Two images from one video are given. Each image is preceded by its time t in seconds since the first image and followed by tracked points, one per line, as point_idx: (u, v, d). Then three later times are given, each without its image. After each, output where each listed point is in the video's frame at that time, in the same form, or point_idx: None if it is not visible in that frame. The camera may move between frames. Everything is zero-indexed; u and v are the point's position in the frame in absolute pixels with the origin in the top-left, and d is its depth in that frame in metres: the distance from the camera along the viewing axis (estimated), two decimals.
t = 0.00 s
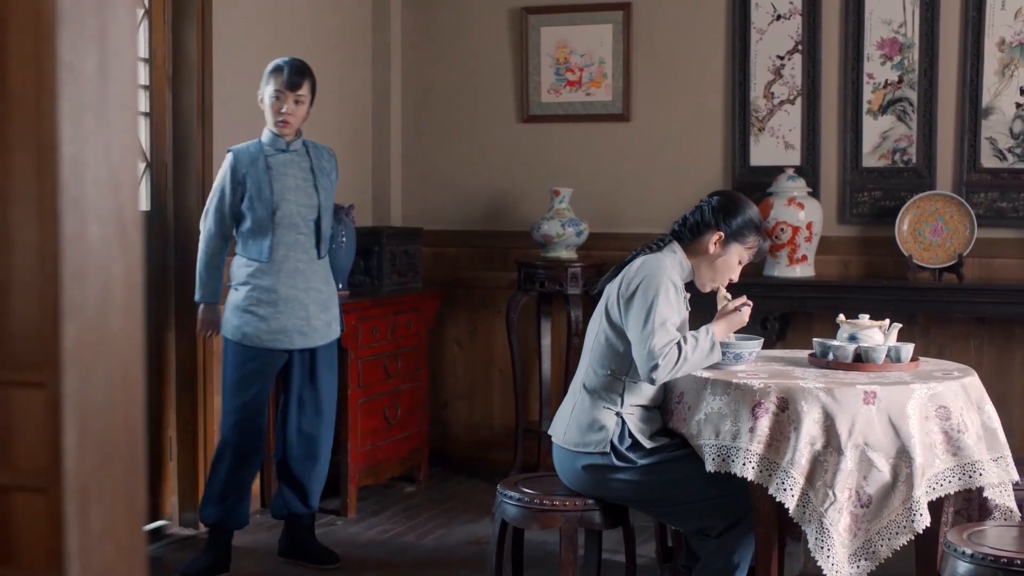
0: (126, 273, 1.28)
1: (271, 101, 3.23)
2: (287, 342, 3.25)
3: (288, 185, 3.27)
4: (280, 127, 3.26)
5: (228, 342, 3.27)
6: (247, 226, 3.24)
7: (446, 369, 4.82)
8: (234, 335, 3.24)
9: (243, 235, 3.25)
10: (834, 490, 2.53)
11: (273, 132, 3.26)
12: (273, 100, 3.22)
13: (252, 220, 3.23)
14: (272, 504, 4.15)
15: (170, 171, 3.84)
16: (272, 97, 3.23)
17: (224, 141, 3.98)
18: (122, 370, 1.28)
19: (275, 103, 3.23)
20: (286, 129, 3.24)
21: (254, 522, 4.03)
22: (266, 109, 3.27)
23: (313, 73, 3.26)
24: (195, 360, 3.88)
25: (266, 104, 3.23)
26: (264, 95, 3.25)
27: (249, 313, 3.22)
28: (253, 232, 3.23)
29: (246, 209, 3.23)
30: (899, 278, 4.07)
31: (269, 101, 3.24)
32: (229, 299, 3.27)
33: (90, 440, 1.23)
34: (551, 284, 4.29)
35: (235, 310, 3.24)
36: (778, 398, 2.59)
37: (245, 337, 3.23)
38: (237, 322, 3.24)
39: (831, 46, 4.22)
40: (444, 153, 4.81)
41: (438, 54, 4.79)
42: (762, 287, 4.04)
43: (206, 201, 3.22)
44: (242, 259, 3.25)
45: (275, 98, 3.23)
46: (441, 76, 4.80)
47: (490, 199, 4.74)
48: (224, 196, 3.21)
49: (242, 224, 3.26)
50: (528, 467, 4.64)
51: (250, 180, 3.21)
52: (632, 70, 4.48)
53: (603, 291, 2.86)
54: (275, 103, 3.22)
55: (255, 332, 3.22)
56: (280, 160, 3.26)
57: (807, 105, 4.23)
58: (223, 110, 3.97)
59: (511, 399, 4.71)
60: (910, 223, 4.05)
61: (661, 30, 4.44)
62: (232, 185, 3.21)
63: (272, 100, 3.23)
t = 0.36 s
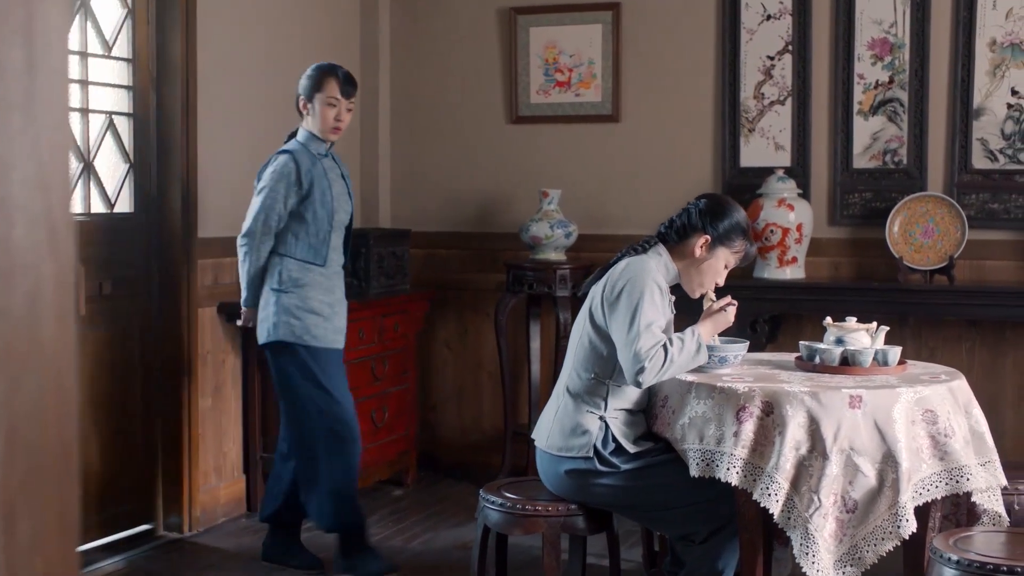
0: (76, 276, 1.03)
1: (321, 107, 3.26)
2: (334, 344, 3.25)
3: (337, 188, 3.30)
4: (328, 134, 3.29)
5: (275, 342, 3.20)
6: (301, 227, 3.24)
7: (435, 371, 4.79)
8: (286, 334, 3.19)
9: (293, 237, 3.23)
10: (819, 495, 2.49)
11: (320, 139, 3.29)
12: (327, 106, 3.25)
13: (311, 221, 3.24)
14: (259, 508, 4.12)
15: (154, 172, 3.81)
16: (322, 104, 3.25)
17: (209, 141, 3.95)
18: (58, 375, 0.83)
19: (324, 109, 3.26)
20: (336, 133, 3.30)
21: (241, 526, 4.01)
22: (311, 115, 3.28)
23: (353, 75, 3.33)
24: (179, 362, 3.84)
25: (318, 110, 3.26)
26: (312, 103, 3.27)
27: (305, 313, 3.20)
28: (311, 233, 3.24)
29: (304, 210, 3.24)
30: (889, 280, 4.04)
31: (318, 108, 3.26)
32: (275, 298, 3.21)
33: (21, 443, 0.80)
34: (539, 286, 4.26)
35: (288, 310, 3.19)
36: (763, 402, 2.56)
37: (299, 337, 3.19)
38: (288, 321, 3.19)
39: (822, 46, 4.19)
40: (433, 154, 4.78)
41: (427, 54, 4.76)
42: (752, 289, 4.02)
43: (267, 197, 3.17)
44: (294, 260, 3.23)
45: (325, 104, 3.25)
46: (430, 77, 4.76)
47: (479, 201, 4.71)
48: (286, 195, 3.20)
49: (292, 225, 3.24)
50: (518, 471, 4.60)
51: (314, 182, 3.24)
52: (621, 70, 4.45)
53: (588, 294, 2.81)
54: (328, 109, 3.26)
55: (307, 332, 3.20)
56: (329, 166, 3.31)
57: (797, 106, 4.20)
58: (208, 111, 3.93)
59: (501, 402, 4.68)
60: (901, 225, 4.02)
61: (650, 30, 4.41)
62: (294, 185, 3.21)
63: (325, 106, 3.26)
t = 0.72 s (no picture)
0: None
1: (362, 113, 3.33)
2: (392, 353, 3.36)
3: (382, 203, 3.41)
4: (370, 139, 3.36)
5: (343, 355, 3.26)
6: (358, 237, 3.31)
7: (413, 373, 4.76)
8: (356, 347, 3.26)
9: (352, 250, 3.29)
10: (792, 500, 2.47)
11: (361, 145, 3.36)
12: (371, 110, 3.33)
13: (369, 231, 3.33)
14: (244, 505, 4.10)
15: (126, 174, 3.78)
16: (364, 110, 3.33)
17: (183, 141, 3.90)
18: None
19: (366, 114, 3.33)
20: (378, 139, 3.37)
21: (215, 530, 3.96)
22: (352, 122, 3.34)
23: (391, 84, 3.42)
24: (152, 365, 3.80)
25: (360, 115, 3.33)
26: (351, 110, 3.33)
27: (370, 324, 3.30)
28: (370, 243, 3.33)
29: (360, 220, 3.31)
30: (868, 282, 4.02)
31: (359, 113, 3.33)
32: (342, 311, 3.26)
33: None
34: (517, 288, 4.22)
35: (356, 324, 3.26)
36: (735, 406, 2.52)
37: (368, 350, 3.28)
38: (357, 334, 3.26)
39: (800, 47, 4.16)
40: (410, 155, 4.75)
41: (404, 54, 4.72)
42: (729, 291, 3.99)
43: (334, 210, 3.21)
44: (355, 271, 3.30)
45: (366, 109, 3.33)
46: (407, 77, 4.73)
47: (457, 202, 4.67)
48: (348, 206, 3.25)
49: (348, 235, 3.30)
50: (495, 474, 4.57)
51: (369, 193, 3.32)
52: (599, 71, 4.42)
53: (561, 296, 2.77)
54: (372, 114, 3.34)
55: (375, 343, 3.29)
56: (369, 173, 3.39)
57: (776, 107, 4.18)
58: (181, 111, 3.89)
59: (479, 404, 4.65)
60: (880, 226, 4.00)
61: (628, 30, 4.38)
62: (355, 196, 3.27)
63: (368, 111, 3.33)
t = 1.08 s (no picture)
0: None
1: (401, 108, 3.28)
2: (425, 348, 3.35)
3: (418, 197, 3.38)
4: (408, 134, 3.32)
5: (380, 351, 3.23)
6: (396, 232, 3.29)
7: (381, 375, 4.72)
8: (392, 343, 3.23)
9: (390, 245, 3.26)
10: (756, 504, 2.44)
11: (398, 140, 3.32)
12: (410, 106, 3.29)
13: (406, 226, 3.30)
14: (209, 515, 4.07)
15: (88, 174, 3.73)
16: (403, 105, 3.28)
17: (147, 141, 3.85)
18: None
19: (404, 110, 3.29)
20: (415, 136, 3.33)
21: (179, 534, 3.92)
22: (390, 117, 3.30)
23: (430, 78, 3.37)
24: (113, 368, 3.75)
25: (399, 110, 3.28)
26: (389, 105, 3.29)
27: (407, 320, 3.28)
28: (408, 238, 3.31)
29: (398, 215, 3.28)
30: (837, 283, 4.00)
31: (397, 109, 3.29)
32: (380, 306, 3.23)
33: None
34: (485, 289, 4.17)
35: (394, 319, 3.24)
36: (699, 409, 2.50)
37: (403, 346, 3.26)
38: (394, 329, 3.24)
39: (769, 47, 4.14)
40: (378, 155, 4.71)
41: (372, 53, 4.69)
42: (698, 292, 3.96)
43: (377, 207, 3.17)
44: (395, 267, 3.27)
45: (405, 104, 3.28)
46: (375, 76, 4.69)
47: (425, 202, 4.63)
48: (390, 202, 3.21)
49: (387, 230, 3.27)
50: (463, 477, 4.54)
51: (409, 188, 3.29)
52: (568, 71, 4.39)
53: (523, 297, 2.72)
54: (411, 109, 3.29)
55: (410, 340, 3.28)
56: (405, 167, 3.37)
57: (745, 107, 4.16)
58: (145, 110, 3.84)
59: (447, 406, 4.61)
60: (849, 227, 3.98)
61: (597, 29, 4.35)
62: (396, 191, 3.23)
63: (408, 106, 3.29)
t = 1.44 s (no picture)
0: None
1: (416, 115, 3.26)
2: (416, 357, 3.27)
3: (427, 205, 3.34)
4: (423, 142, 3.30)
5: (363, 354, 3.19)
6: (395, 238, 3.25)
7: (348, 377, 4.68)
8: (376, 347, 3.18)
9: (388, 250, 3.23)
10: (718, 508, 2.41)
11: (412, 146, 3.30)
12: (424, 113, 3.26)
13: (406, 233, 3.26)
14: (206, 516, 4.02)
15: (47, 173, 3.67)
16: (417, 112, 3.26)
17: (109, 142, 3.80)
18: None
19: (419, 117, 3.26)
20: (430, 143, 3.30)
21: (141, 538, 3.88)
22: (405, 122, 3.29)
23: (452, 85, 3.33)
24: (72, 371, 3.70)
25: (414, 117, 3.26)
26: (405, 111, 3.27)
27: (395, 325, 3.21)
28: (407, 246, 3.26)
29: (398, 221, 3.25)
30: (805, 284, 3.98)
31: (412, 116, 3.27)
32: (367, 309, 3.20)
33: None
34: (452, 290, 4.14)
35: (382, 324, 3.18)
36: (661, 412, 2.47)
37: (389, 352, 3.20)
38: (379, 333, 3.18)
39: (737, 47, 4.12)
40: (344, 155, 4.66)
41: (338, 52, 4.64)
42: (666, 293, 3.94)
43: (369, 211, 3.15)
44: (389, 272, 3.23)
45: (421, 111, 3.26)
46: (341, 75, 4.65)
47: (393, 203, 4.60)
48: (384, 206, 3.18)
49: (384, 236, 3.24)
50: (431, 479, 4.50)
51: (411, 195, 3.25)
52: (536, 70, 4.36)
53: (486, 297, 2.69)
54: (425, 117, 3.27)
55: (396, 345, 3.21)
56: (416, 174, 3.33)
57: (713, 107, 4.14)
58: (107, 110, 3.78)
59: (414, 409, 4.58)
60: (817, 228, 3.96)
61: (564, 29, 4.33)
62: (392, 196, 3.20)
63: (422, 113, 3.26)
